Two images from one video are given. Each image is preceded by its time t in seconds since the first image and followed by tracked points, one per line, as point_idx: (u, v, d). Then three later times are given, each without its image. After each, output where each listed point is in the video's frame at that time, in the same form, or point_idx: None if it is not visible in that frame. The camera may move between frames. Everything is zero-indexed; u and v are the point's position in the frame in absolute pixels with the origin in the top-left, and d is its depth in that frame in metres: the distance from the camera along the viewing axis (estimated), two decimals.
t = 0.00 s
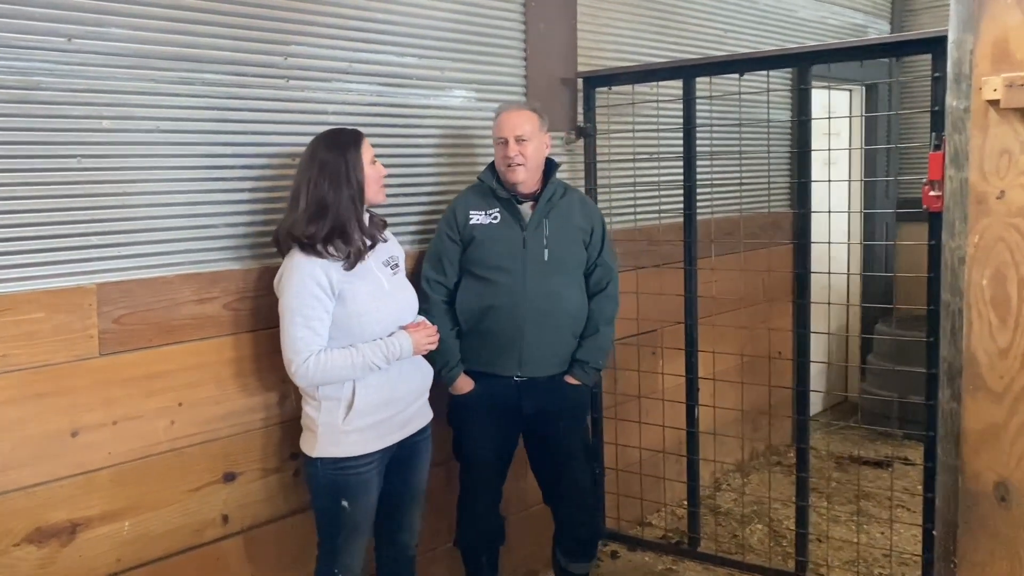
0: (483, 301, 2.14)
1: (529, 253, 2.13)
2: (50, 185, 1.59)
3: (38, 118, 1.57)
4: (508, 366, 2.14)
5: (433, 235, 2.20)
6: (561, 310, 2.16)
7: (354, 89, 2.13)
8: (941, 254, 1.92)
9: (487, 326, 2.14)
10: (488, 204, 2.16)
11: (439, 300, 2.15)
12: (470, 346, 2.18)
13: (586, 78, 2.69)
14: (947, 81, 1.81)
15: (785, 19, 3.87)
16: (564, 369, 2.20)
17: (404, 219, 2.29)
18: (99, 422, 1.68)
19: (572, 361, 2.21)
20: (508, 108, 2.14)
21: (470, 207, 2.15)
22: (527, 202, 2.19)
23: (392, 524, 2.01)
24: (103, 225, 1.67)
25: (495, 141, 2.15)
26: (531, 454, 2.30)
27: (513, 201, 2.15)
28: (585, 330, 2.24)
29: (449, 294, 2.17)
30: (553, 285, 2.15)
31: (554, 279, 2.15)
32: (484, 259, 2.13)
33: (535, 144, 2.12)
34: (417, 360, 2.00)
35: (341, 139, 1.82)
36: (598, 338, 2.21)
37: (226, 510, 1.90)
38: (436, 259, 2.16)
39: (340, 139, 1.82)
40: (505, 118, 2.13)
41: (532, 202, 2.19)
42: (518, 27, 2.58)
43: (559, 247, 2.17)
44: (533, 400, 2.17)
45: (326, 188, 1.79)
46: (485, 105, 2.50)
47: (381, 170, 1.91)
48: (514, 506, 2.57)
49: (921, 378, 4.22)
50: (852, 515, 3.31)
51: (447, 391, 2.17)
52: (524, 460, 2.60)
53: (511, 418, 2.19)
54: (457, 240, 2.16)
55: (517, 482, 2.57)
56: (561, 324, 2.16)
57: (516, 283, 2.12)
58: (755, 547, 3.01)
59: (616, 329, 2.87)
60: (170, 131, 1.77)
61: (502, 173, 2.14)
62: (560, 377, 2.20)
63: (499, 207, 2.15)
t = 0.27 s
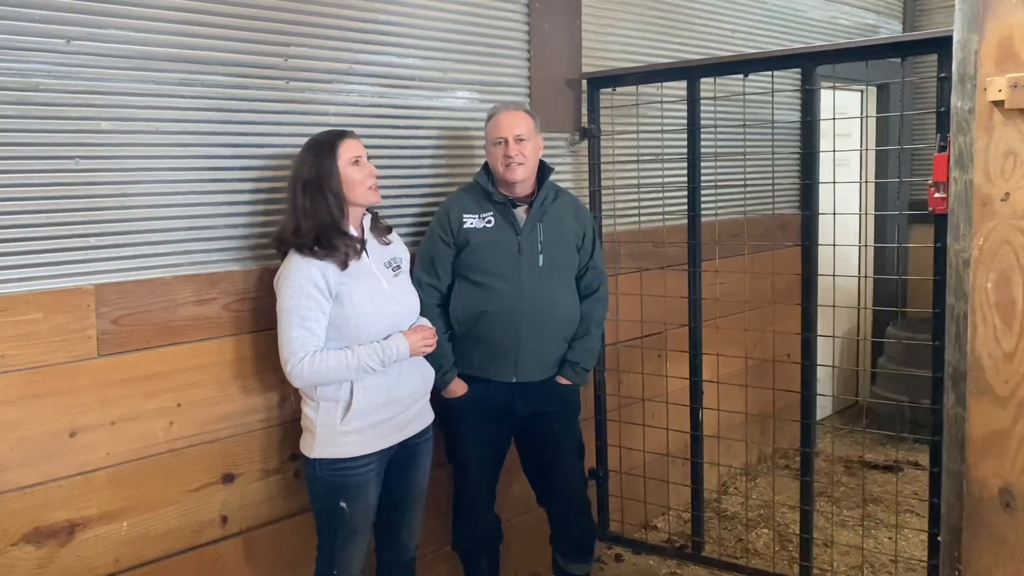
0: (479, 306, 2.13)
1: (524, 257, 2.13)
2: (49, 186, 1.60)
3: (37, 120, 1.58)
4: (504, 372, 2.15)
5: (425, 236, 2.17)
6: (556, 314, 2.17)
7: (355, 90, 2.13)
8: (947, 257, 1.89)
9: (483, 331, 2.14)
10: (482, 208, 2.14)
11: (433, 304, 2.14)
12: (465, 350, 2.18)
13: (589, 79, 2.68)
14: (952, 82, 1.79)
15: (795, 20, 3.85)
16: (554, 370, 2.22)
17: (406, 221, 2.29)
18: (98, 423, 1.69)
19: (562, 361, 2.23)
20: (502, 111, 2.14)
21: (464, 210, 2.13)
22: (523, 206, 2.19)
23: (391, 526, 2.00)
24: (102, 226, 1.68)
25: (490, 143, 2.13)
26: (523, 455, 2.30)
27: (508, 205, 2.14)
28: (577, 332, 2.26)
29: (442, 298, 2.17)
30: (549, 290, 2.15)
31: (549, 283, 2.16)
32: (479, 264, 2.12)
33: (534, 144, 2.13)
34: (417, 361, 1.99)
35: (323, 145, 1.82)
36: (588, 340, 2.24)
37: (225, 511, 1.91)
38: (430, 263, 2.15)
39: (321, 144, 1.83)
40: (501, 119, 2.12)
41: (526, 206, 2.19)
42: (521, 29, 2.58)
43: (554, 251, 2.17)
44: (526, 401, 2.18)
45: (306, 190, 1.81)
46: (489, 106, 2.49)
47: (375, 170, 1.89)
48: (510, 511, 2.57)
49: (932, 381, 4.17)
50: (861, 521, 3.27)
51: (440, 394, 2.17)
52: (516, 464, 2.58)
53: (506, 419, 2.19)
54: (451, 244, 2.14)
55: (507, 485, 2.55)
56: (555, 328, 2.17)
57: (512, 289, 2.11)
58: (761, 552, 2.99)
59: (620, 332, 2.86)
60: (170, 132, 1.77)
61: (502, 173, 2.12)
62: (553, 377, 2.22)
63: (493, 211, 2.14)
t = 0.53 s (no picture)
0: (479, 312, 2.12)
1: (522, 261, 2.13)
2: (49, 186, 1.61)
3: (37, 121, 1.59)
4: (507, 376, 2.15)
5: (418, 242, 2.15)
6: (556, 316, 2.18)
7: (358, 91, 2.13)
8: (954, 258, 1.87)
9: (483, 337, 2.14)
10: (476, 212, 2.13)
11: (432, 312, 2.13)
12: (465, 356, 2.17)
13: (594, 79, 2.66)
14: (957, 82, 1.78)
15: (803, 20, 3.82)
16: (553, 367, 2.25)
17: (408, 222, 2.29)
18: (98, 423, 1.69)
19: (559, 358, 2.27)
20: (491, 111, 2.13)
21: (457, 216, 2.12)
22: (516, 208, 2.19)
23: (393, 528, 1.99)
24: (103, 226, 1.68)
25: (484, 145, 2.11)
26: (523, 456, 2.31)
27: (502, 209, 2.14)
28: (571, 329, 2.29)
29: (439, 305, 2.15)
30: (548, 292, 2.16)
31: (548, 285, 2.17)
32: (477, 270, 2.12)
33: (526, 143, 2.14)
34: (422, 364, 1.97)
35: (317, 148, 1.84)
36: (584, 337, 2.28)
37: (225, 512, 1.91)
38: (427, 271, 2.13)
39: (318, 148, 1.84)
40: (492, 120, 2.11)
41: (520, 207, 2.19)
42: (525, 29, 2.58)
43: (549, 252, 2.19)
44: (528, 398, 2.20)
45: (299, 192, 1.82)
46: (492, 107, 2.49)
47: (373, 174, 1.90)
48: (514, 513, 2.57)
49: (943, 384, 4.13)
50: (869, 525, 3.24)
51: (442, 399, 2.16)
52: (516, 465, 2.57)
53: (506, 419, 2.20)
54: (446, 251, 2.13)
55: (507, 487, 2.54)
56: (555, 329, 2.19)
57: (512, 293, 2.11)
58: (767, 555, 2.97)
59: (625, 334, 2.84)
60: (171, 133, 1.78)
61: (501, 174, 2.11)
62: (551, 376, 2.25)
63: (487, 215, 2.14)
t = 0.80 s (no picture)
0: (481, 313, 2.12)
1: (520, 259, 2.13)
2: (49, 187, 1.62)
3: (37, 122, 1.60)
4: (512, 376, 2.14)
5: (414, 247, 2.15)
6: (557, 312, 2.18)
7: (359, 91, 2.13)
8: (958, 260, 1.85)
9: (486, 339, 2.13)
10: (470, 214, 2.14)
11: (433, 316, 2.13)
12: (467, 359, 2.16)
13: (598, 80, 2.64)
14: (962, 82, 1.75)
15: (811, 19, 3.80)
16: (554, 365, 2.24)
17: (410, 223, 2.29)
18: (98, 423, 1.70)
19: (560, 355, 2.26)
20: (479, 112, 2.13)
21: (452, 219, 2.12)
22: (511, 207, 2.20)
23: (394, 529, 1.99)
24: (103, 227, 1.69)
25: (478, 146, 2.11)
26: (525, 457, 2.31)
27: (496, 209, 2.15)
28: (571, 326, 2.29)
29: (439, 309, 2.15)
30: (547, 289, 2.16)
31: (547, 283, 2.17)
32: (475, 271, 2.12)
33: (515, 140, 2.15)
34: (427, 365, 1.95)
35: (323, 148, 1.84)
36: (585, 335, 2.28)
37: (225, 512, 1.91)
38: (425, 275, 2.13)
39: (324, 150, 1.84)
40: (483, 121, 2.12)
41: (514, 207, 2.20)
42: (528, 30, 2.57)
43: (546, 249, 2.19)
44: (532, 398, 2.20)
45: (301, 193, 1.83)
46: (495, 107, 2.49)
47: (376, 179, 1.89)
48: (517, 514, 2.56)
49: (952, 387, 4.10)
50: (876, 528, 3.21)
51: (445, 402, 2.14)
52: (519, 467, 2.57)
53: (510, 420, 2.19)
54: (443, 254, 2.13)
55: (509, 488, 2.54)
56: (556, 327, 2.18)
57: (512, 293, 2.11)
58: (772, 558, 2.95)
59: (629, 335, 2.83)
60: (172, 134, 1.78)
61: (498, 174, 2.11)
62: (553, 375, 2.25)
63: (482, 217, 2.14)
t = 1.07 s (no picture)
0: (483, 312, 2.11)
1: (521, 257, 2.13)
2: (50, 187, 1.63)
3: (38, 122, 1.61)
4: (516, 374, 2.13)
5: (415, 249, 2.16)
6: (560, 309, 2.17)
7: (361, 92, 2.13)
8: (962, 261, 1.83)
9: (489, 337, 2.13)
10: (470, 214, 2.14)
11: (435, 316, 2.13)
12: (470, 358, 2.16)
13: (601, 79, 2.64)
14: (965, 81, 1.74)
15: (817, 18, 3.78)
16: (560, 365, 2.23)
17: (412, 224, 2.29)
18: (98, 422, 1.70)
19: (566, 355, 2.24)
20: (476, 113, 2.14)
21: (453, 219, 2.13)
22: (511, 206, 2.21)
23: (395, 530, 1.99)
24: (104, 227, 1.69)
25: (476, 146, 2.11)
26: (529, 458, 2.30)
27: (496, 208, 2.15)
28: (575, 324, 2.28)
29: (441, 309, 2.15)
30: (550, 286, 2.15)
31: (549, 280, 2.16)
32: (477, 271, 2.12)
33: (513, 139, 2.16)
34: (427, 366, 1.95)
35: (326, 148, 1.84)
36: (589, 332, 2.27)
37: (226, 511, 1.92)
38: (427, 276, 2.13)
39: (325, 151, 1.84)
40: (479, 121, 2.12)
41: (515, 206, 2.21)
42: (530, 29, 2.57)
43: (548, 247, 2.18)
44: (538, 399, 2.19)
45: (303, 193, 1.83)
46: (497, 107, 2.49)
47: (379, 180, 1.89)
48: (520, 515, 2.56)
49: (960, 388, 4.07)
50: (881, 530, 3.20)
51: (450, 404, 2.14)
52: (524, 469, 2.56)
53: (517, 421, 2.18)
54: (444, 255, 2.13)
55: (513, 490, 2.54)
56: (559, 324, 2.18)
57: (514, 290, 2.11)
58: (775, 560, 2.94)
59: (632, 335, 2.83)
60: (173, 134, 1.79)
61: (497, 172, 2.11)
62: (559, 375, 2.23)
63: (482, 216, 2.14)
